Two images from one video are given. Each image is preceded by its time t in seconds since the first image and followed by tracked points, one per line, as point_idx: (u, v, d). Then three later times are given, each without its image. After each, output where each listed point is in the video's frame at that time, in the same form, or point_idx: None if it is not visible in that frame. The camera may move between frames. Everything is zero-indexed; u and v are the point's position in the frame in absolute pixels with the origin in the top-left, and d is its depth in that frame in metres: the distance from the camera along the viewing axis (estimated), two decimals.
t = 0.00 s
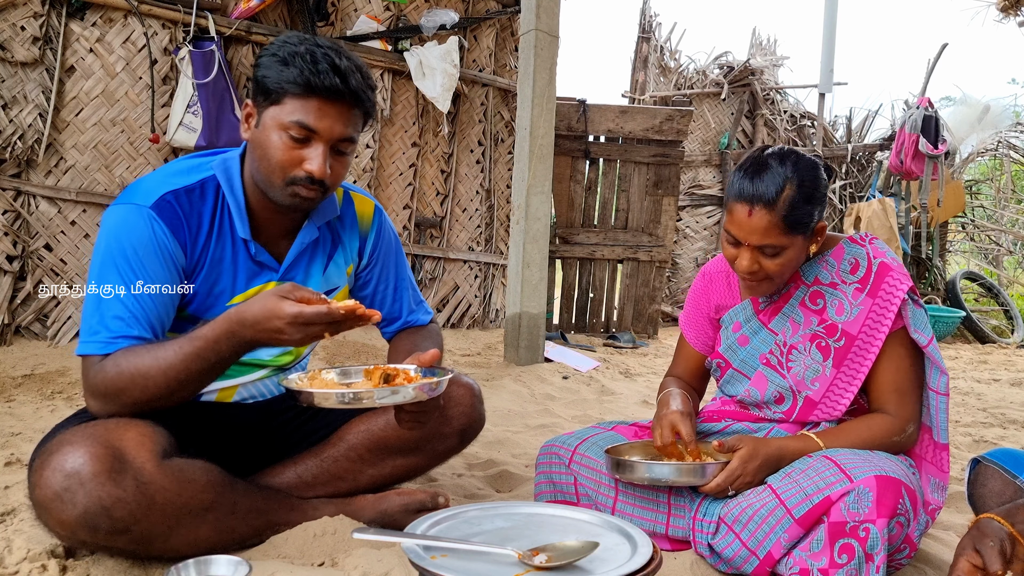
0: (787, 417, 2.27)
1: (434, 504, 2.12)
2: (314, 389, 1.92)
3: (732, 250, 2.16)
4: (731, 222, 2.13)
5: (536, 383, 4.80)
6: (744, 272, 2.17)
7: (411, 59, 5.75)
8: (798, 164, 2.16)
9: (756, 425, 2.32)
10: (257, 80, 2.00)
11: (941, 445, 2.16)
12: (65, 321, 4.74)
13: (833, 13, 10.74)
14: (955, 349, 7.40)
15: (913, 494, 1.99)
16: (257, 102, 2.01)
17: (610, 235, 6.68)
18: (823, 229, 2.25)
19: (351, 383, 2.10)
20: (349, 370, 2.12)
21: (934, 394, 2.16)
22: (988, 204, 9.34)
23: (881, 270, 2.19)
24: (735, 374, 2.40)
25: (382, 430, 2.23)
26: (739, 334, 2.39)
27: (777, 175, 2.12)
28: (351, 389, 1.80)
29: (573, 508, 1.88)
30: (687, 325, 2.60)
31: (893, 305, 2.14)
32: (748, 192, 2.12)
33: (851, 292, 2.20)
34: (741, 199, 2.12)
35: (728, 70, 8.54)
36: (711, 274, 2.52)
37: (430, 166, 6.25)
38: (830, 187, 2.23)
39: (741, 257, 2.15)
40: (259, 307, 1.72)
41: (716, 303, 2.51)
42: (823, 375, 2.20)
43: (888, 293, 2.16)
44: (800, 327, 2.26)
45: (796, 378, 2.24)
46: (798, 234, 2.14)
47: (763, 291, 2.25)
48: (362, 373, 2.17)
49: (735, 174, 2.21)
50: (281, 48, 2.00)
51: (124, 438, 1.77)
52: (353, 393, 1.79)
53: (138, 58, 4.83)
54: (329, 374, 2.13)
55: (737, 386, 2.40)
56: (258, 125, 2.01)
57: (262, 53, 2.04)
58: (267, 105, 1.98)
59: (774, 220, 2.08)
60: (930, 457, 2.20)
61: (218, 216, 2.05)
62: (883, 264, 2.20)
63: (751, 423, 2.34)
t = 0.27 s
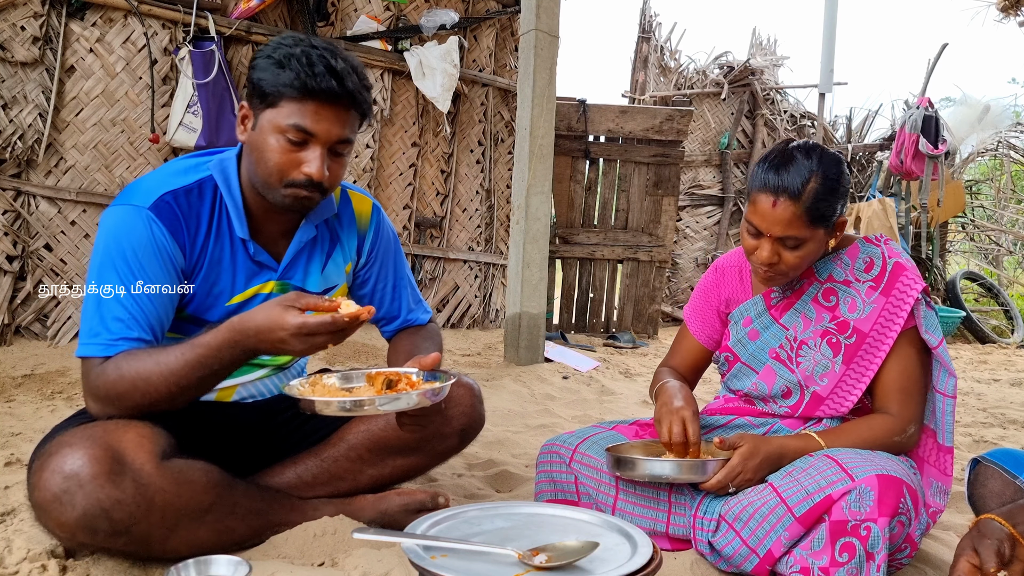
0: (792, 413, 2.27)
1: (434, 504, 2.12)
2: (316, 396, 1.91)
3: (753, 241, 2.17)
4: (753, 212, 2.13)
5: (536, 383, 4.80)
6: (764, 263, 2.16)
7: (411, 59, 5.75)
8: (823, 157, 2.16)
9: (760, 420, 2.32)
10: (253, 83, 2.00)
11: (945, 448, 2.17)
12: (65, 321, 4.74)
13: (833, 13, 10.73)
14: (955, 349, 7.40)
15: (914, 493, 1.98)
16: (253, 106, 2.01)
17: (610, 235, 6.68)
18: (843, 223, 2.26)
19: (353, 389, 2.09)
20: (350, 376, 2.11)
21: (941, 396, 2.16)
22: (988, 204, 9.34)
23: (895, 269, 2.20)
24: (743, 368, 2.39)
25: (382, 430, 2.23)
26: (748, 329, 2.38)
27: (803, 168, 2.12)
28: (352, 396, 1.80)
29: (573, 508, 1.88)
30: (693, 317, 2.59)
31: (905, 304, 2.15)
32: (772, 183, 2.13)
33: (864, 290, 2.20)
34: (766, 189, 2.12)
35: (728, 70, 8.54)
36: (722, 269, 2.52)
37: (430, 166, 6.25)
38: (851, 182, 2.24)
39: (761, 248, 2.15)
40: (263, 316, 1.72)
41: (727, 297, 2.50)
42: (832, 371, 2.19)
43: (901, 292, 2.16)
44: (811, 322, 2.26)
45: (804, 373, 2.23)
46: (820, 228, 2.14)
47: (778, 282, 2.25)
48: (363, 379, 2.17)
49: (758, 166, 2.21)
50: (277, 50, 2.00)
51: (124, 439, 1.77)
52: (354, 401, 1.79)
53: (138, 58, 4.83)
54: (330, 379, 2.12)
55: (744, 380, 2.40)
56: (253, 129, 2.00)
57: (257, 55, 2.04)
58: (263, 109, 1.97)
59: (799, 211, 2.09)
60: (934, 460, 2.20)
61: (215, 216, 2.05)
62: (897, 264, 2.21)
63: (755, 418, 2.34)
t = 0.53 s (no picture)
0: (796, 409, 2.28)
1: (434, 504, 2.12)
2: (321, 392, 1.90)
3: (772, 234, 2.16)
4: (776, 205, 2.13)
5: (536, 383, 4.80)
6: (782, 257, 2.16)
7: (411, 59, 5.75)
8: (848, 155, 2.16)
9: (762, 417, 2.33)
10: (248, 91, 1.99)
11: (954, 451, 2.16)
12: (65, 321, 4.74)
13: (833, 13, 10.73)
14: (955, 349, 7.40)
15: (915, 492, 1.98)
16: (251, 113, 2.00)
17: (610, 235, 6.68)
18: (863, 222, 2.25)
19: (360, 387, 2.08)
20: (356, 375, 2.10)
21: (951, 399, 2.16)
22: (989, 204, 9.34)
23: (907, 271, 2.19)
24: (750, 364, 2.40)
25: (381, 430, 2.23)
26: (758, 325, 2.38)
27: (829, 164, 2.12)
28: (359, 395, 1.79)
29: (573, 508, 1.88)
30: (699, 313, 2.57)
31: (917, 305, 2.14)
32: (798, 177, 2.13)
33: (876, 291, 2.20)
34: (791, 182, 2.13)
35: (728, 70, 8.54)
36: (733, 265, 2.52)
37: (430, 166, 6.25)
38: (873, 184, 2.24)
39: (781, 242, 2.15)
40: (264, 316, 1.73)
41: (736, 293, 2.50)
42: (840, 370, 2.20)
43: (913, 294, 2.16)
44: (821, 321, 2.26)
45: (812, 370, 2.24)
46: (841, 225, 2.14)
47: (791, 280, 2.27)
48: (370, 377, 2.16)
49: (783, 161, 2.21)
50: (271, 58, 1.99)
51: (123, 439, 1.77)
52: (361, 400, 1.78)
53: (138, 58, 4.83)
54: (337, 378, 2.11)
55: (750, 376, 2.40)
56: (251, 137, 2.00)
57: (250, 62, 2.03)
58: (260, 119, 1.97)
59: (823, 206, 2.09)
60: (941, 464, 2.19)
61: (211, 216, 2.06)
62: (910, 266, 2.20)
63: (757, 415, 2.35)
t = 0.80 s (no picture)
0: (797, 409, 2.28)
1: (434, 504, 2.12)
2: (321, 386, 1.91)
3: (777, 233, 2.16)
4: (781, 203, 2.13)
5: (536, 383, 4.80)
6: (786, 257, 2.16)
7: (411, 59, 5.75)
8: (856, 156, 2.16)
9: (763, 417, 2.33)
10: (249, 89, 1.99)
11: (964, 450, 2.15)
12: (65, 321, 4.74)
13: (833, 13, 10.73)
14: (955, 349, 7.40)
15: (915, 492, 1.98)
16: (251, 112, 2.00)
17: (610, 235, 6.68)
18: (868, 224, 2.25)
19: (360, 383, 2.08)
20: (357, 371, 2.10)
21: (961, 399, 2.15)
22: (988, 204, 9.34)
23: (910, 272, 2.19)
24: (752, 364, 2.40)
25: (381, 430, 2.23)
26: (759, 325, 2.38)
27: (836, 164, 2.12)
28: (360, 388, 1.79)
29: (573, 507, 1.88)
30: (704, 316, 2.60)
31: (920, 305, 2.14)
32: (805, 177, 2.13)
33: (878, 291, 2.20)
34: (798, 181, 2.13)
35: (728, 70, 8.54)
36: (734, 266, 2.53)
37: (430, 166, 6.25)
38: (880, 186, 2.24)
39: (785, 241, 2.15)
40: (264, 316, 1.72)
41: (738, 294, 2.52)
42: (842, 370, 2.20)
43: (916, 295, 2.15)
44: (823, 321, 2.26)
45: (814, 370, 2.24)
46: (846, 226, 2.14)
47: (795, 279, 2.27)
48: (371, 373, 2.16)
49: (791, 160, 2.22)
50: (271, 56, 1.99)
51: (123, 438, 1.77)
52: (362, 392, 1.78)
53: (138, 58, 4.83)
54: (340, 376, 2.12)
55: (751, 376, 2.40)
56: (252, 136, 2.00)
57: (249, 61, 2.03)
58: (261, 116, 1.97)
59: (829, 206, 2.09)
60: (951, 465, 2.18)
61: (209, 215, 2.06)
62: (912, 267, 2.20)
63: (758, 415, 2.35)
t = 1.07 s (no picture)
0: (794, 411, 2.28)
1: (434, 504, 2.12)
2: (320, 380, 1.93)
3: (764, 236, 2.16)
4: (767, 206, 2.13)
5: (536, 383, 4.80)
6: (773, 260, 2.16)
7: (411, 59, 5.75)
8: (841, 158, 2.16)
9: (761, 419, 2.33)
10: (257, 85, 1.99)
11: (968, 444, 2.16)
12: (65, 321, 4.73)
13: (833, 13, 10.74)
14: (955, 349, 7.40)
15: (914, 492, 1.98)
16: (258, 109, 2.00)
17: (610, 235, 6.67)
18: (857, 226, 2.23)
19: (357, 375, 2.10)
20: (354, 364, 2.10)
21: (959, 391, 2.18)
22: (988, 204, 9.34)
23: (901, 271, 2.19)
24: (747, 366, 2.41)
25: (381, 429, 2.23)
26: (753, 327, 2.40)
27: (821, 167, 2.12)
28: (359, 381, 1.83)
29: (573, 507, 1.88)
30: (702, 321, 2.60)
31: (912, 304, 2.14)
32: (790, 179, 2.13)
33: (870, 291, 2.20)
34: (783, 184, 2.13)
35: (728, 70, 8.54)
36: (726, 270, 2.54)
37: (430, 166, 6.25)
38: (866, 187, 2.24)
39: (772, 243, 2.14)
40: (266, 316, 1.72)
41: (731, 297, 2.52)
42: (836, 371, 2.20)
43: (907, 294, 2.16)
44: (816, 322, 2.27)
45: (808, 372, 2.24)
46: (832, 228, 2.14)
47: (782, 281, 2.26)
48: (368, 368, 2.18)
49: (776, 162, 2.22)
50: (284, 54, 2.00)
51: (122, 439, 1.77)
52: (361, 384, 1.81)
53: (138, 58, 4.83)
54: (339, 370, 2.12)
55: (747, 379, 2.41)
56: (258, 131, 1.99)
57: (261, 59, 2.04)
58: (269, 111, 1.97)
59: (813, 209, 2.09)
60: (954, 461, 2.18)
61: (211, 214, 2.06)
62: (903, 266, 2.20)
63: (756, 417, 2.35)
